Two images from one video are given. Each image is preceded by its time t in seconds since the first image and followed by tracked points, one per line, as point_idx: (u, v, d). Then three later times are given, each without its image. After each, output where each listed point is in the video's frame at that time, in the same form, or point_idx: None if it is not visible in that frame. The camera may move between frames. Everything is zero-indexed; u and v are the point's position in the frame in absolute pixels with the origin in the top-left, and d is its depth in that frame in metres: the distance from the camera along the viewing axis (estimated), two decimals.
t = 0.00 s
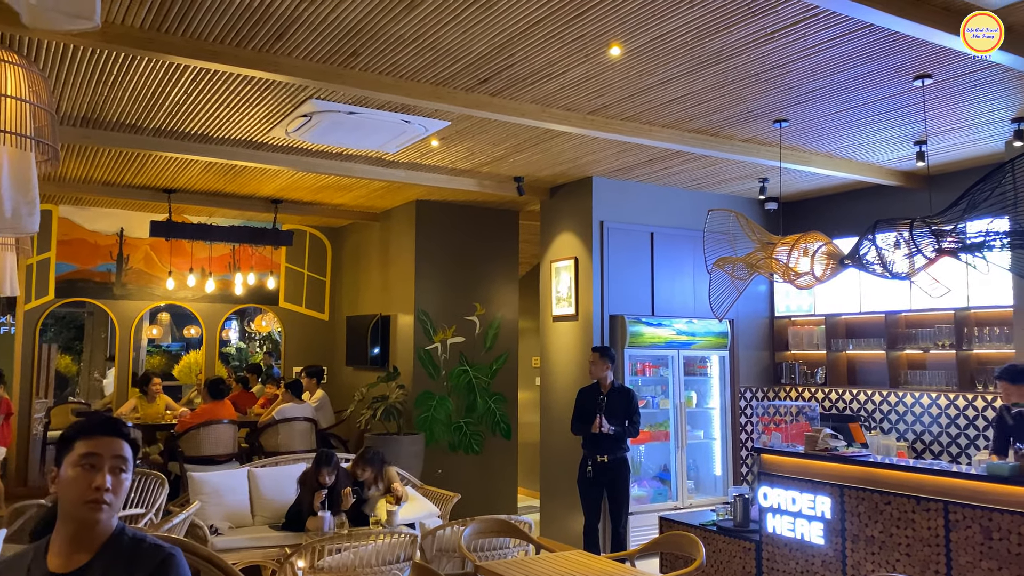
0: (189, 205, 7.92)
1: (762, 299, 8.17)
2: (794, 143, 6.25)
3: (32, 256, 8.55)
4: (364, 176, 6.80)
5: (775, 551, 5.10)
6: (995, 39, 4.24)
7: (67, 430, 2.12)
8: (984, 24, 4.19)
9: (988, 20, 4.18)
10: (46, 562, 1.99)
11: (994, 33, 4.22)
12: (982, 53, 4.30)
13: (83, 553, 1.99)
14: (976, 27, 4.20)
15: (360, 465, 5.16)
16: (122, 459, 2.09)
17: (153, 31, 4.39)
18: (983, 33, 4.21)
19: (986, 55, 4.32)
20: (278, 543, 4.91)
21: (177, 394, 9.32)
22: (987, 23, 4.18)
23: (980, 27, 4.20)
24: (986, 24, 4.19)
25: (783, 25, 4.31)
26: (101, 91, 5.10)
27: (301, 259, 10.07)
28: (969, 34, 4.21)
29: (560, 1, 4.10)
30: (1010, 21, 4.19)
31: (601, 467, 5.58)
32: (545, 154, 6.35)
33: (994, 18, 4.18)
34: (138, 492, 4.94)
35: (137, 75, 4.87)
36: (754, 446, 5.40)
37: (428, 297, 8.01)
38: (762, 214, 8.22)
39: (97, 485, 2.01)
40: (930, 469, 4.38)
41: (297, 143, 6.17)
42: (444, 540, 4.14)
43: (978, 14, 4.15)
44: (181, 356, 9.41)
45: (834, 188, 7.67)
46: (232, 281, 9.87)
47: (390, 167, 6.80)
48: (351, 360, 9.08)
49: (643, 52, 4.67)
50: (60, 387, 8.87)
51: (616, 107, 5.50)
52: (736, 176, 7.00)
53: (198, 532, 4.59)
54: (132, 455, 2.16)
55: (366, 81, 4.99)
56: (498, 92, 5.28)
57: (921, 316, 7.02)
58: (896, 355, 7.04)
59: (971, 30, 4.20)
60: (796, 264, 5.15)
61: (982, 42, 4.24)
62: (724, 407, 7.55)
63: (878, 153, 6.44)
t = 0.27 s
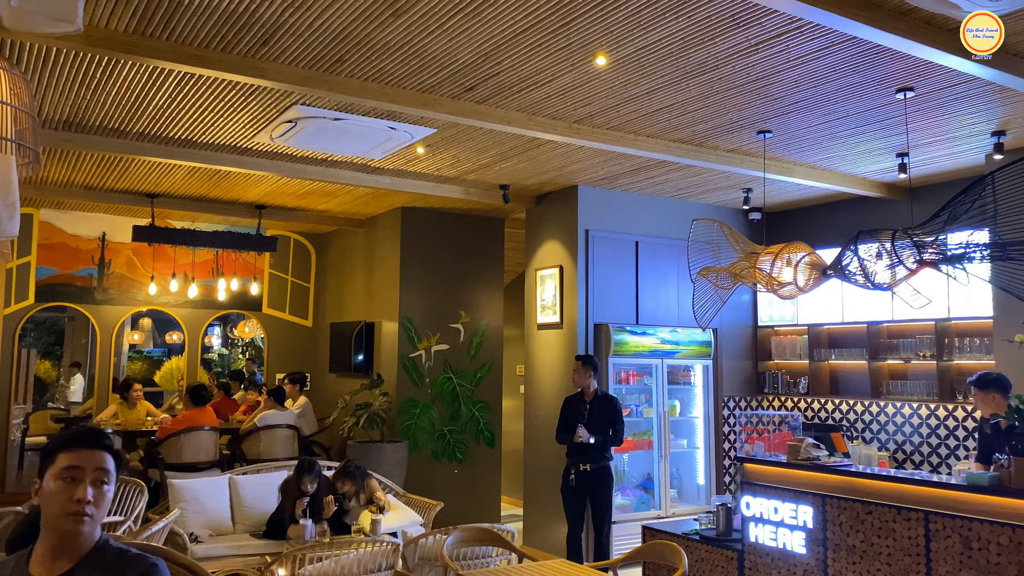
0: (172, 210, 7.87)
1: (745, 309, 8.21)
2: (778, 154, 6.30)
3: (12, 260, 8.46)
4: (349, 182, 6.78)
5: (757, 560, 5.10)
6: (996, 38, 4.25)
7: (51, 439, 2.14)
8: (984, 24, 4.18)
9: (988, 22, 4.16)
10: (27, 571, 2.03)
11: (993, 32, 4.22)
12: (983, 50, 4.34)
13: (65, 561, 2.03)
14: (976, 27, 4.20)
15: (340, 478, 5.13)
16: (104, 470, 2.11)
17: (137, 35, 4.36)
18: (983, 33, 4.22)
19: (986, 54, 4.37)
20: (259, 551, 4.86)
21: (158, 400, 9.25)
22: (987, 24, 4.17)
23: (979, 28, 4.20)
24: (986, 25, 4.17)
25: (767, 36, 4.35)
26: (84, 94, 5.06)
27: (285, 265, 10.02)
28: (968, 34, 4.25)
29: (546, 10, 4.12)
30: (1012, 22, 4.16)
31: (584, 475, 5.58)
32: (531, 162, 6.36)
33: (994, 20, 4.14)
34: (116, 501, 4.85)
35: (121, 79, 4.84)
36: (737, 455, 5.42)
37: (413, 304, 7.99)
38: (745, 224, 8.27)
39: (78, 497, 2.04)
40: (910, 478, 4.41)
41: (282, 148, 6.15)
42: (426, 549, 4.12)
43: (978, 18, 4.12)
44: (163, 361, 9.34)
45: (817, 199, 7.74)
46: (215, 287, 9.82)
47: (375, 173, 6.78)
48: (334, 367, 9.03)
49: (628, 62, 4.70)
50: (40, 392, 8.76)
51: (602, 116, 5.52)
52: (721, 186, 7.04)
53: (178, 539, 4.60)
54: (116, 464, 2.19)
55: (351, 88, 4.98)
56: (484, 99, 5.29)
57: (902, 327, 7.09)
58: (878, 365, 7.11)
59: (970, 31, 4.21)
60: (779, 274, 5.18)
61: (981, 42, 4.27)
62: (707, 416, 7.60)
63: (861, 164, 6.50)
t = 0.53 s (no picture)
0: (154, 214, 7.81)
1: (728, 318, 8.25)
2: (761, 164, 6.35)
3: None
4: (333, 188, 6.76)
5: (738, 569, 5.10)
6: (996, 37, 4.15)
7: (17, 449, 2.19)
8: (984, 24, 4.06)
9: (989, 22, 4.04)
10: None
11: (993, 32, 4.11)
12: (983, 48, 4.23)
13: (32, 568, 2.06)
14: (976, 28, 4.08)
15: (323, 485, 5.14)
16: (68, 477, 2.15)
17: (121, 38, 4.34)
18: (983, 32, 4.10)
19: (987, 52, 4.28)
20: (239, 559, 4.82)
21: (138, 406, 9.16)
22: (987, 24, 4.04)
23: (979, 28, 4.08)
24: (986, 25, 4.05)
25: (751, 47, 4.39)
26: (66, 97, 5.02)
27: (268, 271, 9.97)
28: (969, 34, 4.13)
29: (532, 19, 4.13)
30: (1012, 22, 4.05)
31: (566, 483, 5.58)
32: (516, 170, 6.37)
33: (995, 20, 4.02)
34: (95, 507, 4.77)
35: (104, 82, 4.81)
36: (719, 463, 5.43)
37: (397, 311, 7.96)
38: (729, 233, 8.32)
39: (42, 504, 2.08)
40: (890, 488, 4.44)
41: (266, 154, 6.13)
42: (407, 557, 4.11)
43: (978, 18, 4.00)
44: (144, 367, 9.26)
45: (799, 209, 7.80)
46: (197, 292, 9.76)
47: (360, 179, 6.77)
48: (317, 373, 8.98)
49: (613, 71, 4.72)
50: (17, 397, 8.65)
51: (587, 124, 5.54)
52: (704, 195, 7.07)
53: (156, 546, 4.59)
54: (81, 471, 2.23)
55: (337, 94, 4.97)
56: (470, 107, 5.29)
57: (882, 336, 7.15)
58: (859, 374, 7.16)
59: (970, 32, 4.09)
60: (762, 283, 5.21)
61: (981, 42, 4.17)
62: (690, 424, 7.61)
63: (842, 175, 6.56)
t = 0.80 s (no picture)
0: (135, 219, 7.74)
1: (709, 326, 8.28)
2: (742, 174, 6.39)
3: None
4: (316, 194, 6.73)
5: None
6: (996, 37, 4.04)
7: None
8: (984, 24, 3.95)
9: (989, 22, 3.92)
10: None
11: (994, 32, 4.00)
12: (983, 49, 4.13)
13: None
14: (976, 27, 3.97)
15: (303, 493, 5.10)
16: (46, 486, 2.11)
17: (102, 41, 4.30)
18: (983, 32, 3.99)
19: (987, 52, 4.18)
20: (216, 567, 4.74)
21: (116, 412, 9.05)
22: (988, 24, 3.93)
23: (979, 28, 3.97)
24: (986, 25, 3.94)
25: (733, 58, 4.42)
26: (45, 99, 4.97)
27: (250, 276, 9.90)
28: (969, 34, 4.02)
29: (516, 26, 4.15)
30: (1013, 22, 3.94)
31: (547, 491, 5.57)
32: (499, 177, 6.37)
33: (995, 20, 3.91)
34: (70, 515, 4.72)
35: (84, 85, 4.76)
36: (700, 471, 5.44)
37: (379, 317, 7.94)
38: (710, 242, 8.36)
39: (20, 515, 2.04)
40: (868, 496, 4.48)
41: (248, 159, 6.09)
42: (388, 565, 4.09)
43: (978, 18, 3.89)
44: (122, 372, 9.16)
45: (780, 219, 7.85)
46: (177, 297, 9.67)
47: (342, 185, 6.75)
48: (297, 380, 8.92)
49: (597, 80, 4.74)
50: None
51: (570, 132, 5.55)
52: (687, 204, 7.11)
53: (133, 554, 4.56)
54: (59, 478, 2.19)
55: (320, 99, 4.95)
56: (453, 114, 5.29)
57: (861, 345, 7.22)
58: (839, 383, 7.20)
59: (971, 32, 3.98)
60: (743, 292, 5.24)
61: (981, 42, 4.07)
62: (671, 432, 7.61)
63: (822, 185, 6.62)
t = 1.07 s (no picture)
0: (112, 224, 7.66)
1: (688, 335, 8.33)
2: (721, 184, 6.44)
3: None
4: (296, 200, 6.70)
5: None
6: (996, 37, 3.94)
7: None
8: (984, 24, 3.85)
9: (989, 21, 3.82)
10: None
11: (994, 32, 3.90)
12: (984, 49, 4.03)
13: None
14: (976, 27, 3.87)
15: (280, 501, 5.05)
16: (23, 499, 2.08)
17: (79, 45, 4.27)
18: (983, 32, 3.89)
19: (987, 53, 4.08)
20: None
21: (91, 419, 8.93)
22: (988, 24, 3.83)
23: (979, 28, 3.87)
24: (986, 25, 3.84)
25: (712, 69, 4.46)
26: (21, 103, 4.92)
27: (228, 283, 9.84)
28: (968, 34, 3.92)
29: (497, 36, 4.16)
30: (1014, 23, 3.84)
31: (526, 499, 5.56)
32: (480, 185, 6.38)
33: (995, 20, 3.81)
34: (41, 524, 4.63)
35: (60, 89, 4.72)
36: (678, 480, 5.47)
37: (359, 324, 7.91)
38: (689, 251, 8.41)
39: None
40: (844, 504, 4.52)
41: (227, 164, 6.06)
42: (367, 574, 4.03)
43: (977, 18, 3.79)
44: (98, 379, 9.04)
45: (758, 229, 7.92)
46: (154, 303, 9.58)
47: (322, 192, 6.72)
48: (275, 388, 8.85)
49: (577, 89, 4.76)
50: None
51: (550, 141, 5.57)
52: (666, 213, 7.15)
53: (106, 564, 4.42)
54: (34, 490, 2.15)
55: (300, 106, 4.94)
56: (434, 121, 5.29)
57: (838, 355, 7.30)
58: (816, 392, 7.30)
59: (970, 32, 3.88)
60: (721, 301, 5.28)
61: (981, 42, 3.97)
62: (650, 440, 7.63)
63: (800, 196, 6.68)
